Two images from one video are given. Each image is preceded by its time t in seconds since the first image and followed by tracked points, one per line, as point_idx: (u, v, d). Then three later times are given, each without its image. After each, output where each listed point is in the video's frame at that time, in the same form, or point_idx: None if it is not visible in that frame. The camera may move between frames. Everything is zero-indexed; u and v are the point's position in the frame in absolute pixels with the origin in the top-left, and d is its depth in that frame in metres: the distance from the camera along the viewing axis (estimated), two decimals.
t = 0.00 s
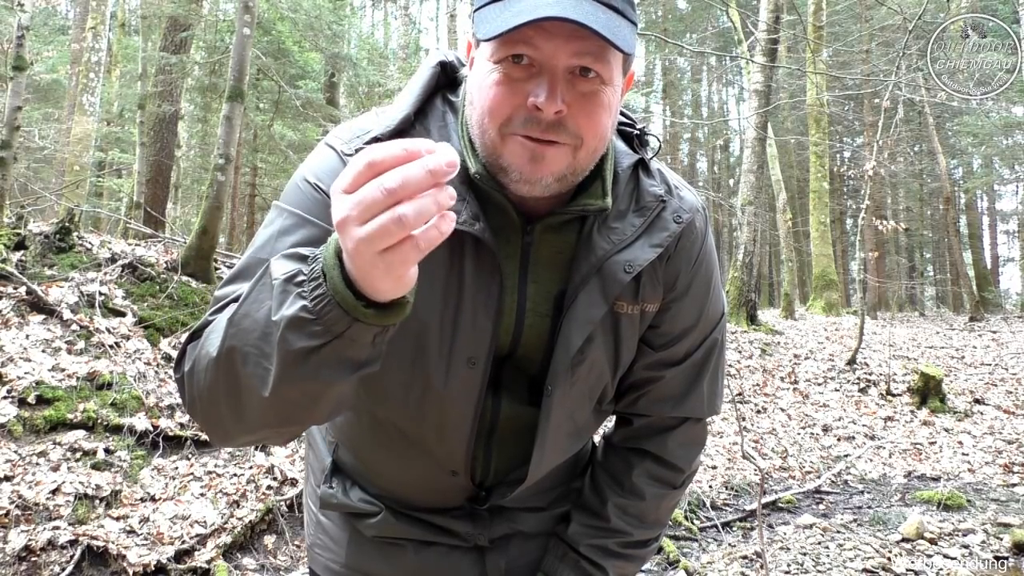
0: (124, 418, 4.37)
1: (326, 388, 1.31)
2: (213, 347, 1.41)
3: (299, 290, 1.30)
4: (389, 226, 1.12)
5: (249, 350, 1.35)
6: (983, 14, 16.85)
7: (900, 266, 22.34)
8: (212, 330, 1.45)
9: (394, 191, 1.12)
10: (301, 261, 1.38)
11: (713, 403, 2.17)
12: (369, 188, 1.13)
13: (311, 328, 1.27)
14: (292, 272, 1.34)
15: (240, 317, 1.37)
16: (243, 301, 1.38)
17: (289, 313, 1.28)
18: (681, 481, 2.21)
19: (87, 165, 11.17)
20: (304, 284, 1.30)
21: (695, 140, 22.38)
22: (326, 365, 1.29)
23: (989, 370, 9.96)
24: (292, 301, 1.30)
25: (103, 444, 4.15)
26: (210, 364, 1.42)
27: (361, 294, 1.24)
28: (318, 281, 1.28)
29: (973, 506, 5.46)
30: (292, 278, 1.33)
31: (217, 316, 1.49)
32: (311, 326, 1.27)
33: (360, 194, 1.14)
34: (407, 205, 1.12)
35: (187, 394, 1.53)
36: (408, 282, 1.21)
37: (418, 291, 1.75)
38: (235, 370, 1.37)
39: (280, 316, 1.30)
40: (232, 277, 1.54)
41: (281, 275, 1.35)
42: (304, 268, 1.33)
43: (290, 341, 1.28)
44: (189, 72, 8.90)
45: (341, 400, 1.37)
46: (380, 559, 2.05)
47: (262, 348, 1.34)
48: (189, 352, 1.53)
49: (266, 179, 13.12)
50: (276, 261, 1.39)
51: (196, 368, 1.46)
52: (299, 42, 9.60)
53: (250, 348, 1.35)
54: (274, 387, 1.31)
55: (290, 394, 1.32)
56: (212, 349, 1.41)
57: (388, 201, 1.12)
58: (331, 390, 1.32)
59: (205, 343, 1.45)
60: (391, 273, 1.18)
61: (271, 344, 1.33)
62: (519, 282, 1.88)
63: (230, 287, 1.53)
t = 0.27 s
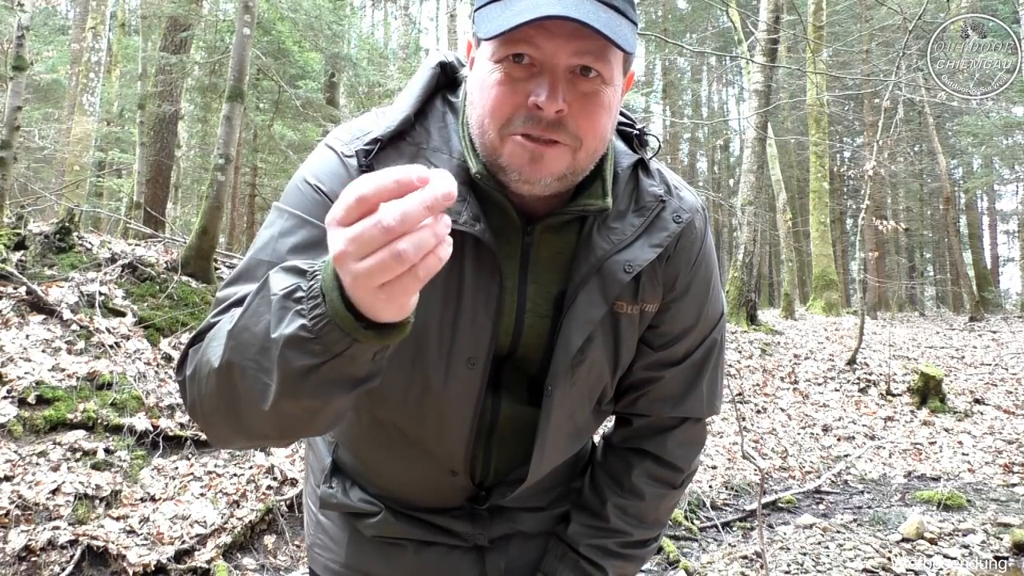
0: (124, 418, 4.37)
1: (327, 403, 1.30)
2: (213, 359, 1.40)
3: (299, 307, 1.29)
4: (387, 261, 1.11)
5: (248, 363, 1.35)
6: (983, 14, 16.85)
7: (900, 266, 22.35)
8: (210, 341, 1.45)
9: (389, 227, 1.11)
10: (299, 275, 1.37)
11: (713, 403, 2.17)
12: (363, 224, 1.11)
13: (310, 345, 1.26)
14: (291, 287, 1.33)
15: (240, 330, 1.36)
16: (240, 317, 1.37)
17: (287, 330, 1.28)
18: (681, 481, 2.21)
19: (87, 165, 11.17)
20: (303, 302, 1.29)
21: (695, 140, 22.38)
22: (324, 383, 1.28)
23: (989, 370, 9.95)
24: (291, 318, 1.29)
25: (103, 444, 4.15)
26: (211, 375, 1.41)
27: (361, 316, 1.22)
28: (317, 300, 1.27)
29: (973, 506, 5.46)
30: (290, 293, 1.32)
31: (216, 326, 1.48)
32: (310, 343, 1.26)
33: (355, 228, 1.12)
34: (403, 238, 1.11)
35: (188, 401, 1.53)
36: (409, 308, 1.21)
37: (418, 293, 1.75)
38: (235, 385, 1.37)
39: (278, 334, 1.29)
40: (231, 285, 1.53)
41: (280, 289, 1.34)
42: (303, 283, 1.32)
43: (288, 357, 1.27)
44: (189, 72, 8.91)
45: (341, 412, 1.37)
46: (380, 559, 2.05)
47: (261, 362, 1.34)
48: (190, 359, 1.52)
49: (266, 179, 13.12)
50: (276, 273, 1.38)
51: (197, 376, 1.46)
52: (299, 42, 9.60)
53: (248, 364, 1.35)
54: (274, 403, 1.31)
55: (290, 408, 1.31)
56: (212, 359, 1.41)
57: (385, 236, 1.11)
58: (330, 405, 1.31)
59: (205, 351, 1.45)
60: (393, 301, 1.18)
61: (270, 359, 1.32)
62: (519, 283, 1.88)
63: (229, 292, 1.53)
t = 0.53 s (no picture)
0: (124, 418, 4.37)
1: (327, 394, 1.30)
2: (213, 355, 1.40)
3: (299, 297, 1.30)
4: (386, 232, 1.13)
5: (250, 356, 1.35)
6: (983, 14, 16.85)
7: (900, 266, 22.36)
8: (210, 338, 1.45)
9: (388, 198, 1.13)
10: (301, 267, 1.38)
11: (713, 404, 2.17)
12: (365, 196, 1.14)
13: (311, 334, 1.26)
14: (291, 278, 1.33)
15: (241, 322, 1.36)
16: (241, 310, 1.37)
17: (288, 320, 1.28)
18: (681, 481, 2.21)
19: (87, 165, 11.16)
20: (303, 291, 1.30)
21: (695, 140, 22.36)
22: (325, 373, 1.28)
23: (989, 370, 9.95)
24: (292, 307, 1.29)
25: (103, 444, 4.15)
26: (210, 373, 1.41)
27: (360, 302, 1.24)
28: (318, 286, 1.27)
29: (973, 506, 5.46)
30: (291, 284, 1.32)
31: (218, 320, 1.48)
32: (311, 333, 1.26)
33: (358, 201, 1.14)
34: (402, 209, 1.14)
35: (188, 400, 1.53)
36: (408, 287, 1.21)
37: (417, 293, 1.75)
38: (235, 377, 1.37)
39: (279, 323, 1.29)
40: (230, 285, 1.53)
41: (281, 281, 1.34)
42: (304, 274, 1.33)
43: (288, 348, 1.27)
44: (189, 72, 8.90)
45: (341, 407, 1.37)
46: (379, 559, 2.05)
47: (262, 356, 1.33)
48: (191, 355, 1.52)
49: (266, 179, 13.11)
50: (277, 267, 1.39)
51: (197, 374, 1.46)
52: (299, 42, 9.60)
53: (249, 356, 1.35)
54: (274, 395, 1.30)
55: (290, 401, 1.31)
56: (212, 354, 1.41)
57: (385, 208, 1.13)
58: (330, 397, 1.31)
59: (206, 347, 1.45)
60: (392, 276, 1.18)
61: (271, 352, 1.32)
62: (518, 284, 1.88)
63: (231, 289, 1.53)
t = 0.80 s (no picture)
0: (124, 418, 4.37)
1: (320, 432, 1.30)
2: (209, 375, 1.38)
3: (290, 340, 1.26)
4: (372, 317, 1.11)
5: (243, 388, 1.33)
6: (983, 14, 16.86)
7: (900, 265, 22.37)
8: (207, 357, 1.42)
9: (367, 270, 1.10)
10: (291, 303, 1.31)
11: (712, 403, 2.17)
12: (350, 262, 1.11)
13: (302, 381, 1.24)
14: (281, 316, 1.28)
15: (235, 353, 1.34)
16: (233, 342, 1.34)
17: (278, 365, 1.25)
18: (680, 481, 2.21)
19: (87, 165, 11.15)
20: (294, 335, 1.25)
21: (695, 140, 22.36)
22: (317, 416, 1.27)
23: (989, 370, 9.95)
24: (283, 352, 1.25)
25: (102, 444, 4.14)
26: (205, 395, 1.40)
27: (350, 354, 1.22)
28: (308, 334, 1.23)
29: (973, 506, 5.46)
30: (282, 323, 1.27)
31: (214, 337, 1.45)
32: (302, 380, 1.24)
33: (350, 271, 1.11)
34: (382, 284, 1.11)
35: (185, 405, 1.52)
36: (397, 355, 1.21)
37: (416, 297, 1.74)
38: (229, 407, 1.36)
39: (270, 366, 1.26)
40: (229, 292, 1.52)
41: (271, 319, 1.28)
42: (295, 313, 1.27)
43: (280, 391, 1.25)
44: (189, 72, 8.90)
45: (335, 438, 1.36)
46: (379, 558, 2.05)
47: (255, 389, 1.32)
48: (189, 366, 1.51)
49: (266, 179, 13.11)
50: (267, 300, 1.32)
51: (193, 392, 1.45)
52: (299, 42, 9.59)
53: (242, 389, 1.33)
54: (268, 432, 1.30)
55: (284, 438, 1.31)
56: (207, 377, 1.39)
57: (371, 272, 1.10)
58: (324, 434, 1.31)
59: (201, 366, 1.42)
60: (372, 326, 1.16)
61: (263, 387, 1.30)
62: (517, 284, 1.88)
63: (232, 312, 1.45)
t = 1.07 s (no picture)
0: (124, 418, 4.37)
1: (320, 434, 1.31)
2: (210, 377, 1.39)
3: (291, 341, 1.25)
4: (375, 317, 1.11)
5: (244, 389, 1.33)
6: (983, 14, 16.86)
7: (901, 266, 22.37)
8: (208, 356, 1.42)
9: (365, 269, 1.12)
10: (292, 304, 1.30)
11: (713, 404, 2.17)
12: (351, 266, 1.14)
13: (302, 383, 1.24)
14: (282, 318, 1.27)
15: (236, 354, 1.34)
16: (233, 344, 1.33)
17: (279, 367, 1.25)
18: (680, 483, 2.21)
19: (87, 165, 11.15)
20: (295, 337, 1.25)
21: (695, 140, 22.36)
22: (318, 418, 1.28)
23: (989, 370, 9.95)
24: (283, 354, 1.25)
25: (103, 444, 4.15)
26: (205, 395, 1.40)
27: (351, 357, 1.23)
28: (309, 336, 1.23)
29: (973, 506, 5.46)
30: (283, 325, 1.26)
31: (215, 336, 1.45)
32: (303, 381, 1.24)
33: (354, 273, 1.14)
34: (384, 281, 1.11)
35: (184, 403, 1.52)
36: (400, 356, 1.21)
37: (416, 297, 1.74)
38: (229, 411, 1.36)
39: (270, 368, 1.26)
40: (229, 291, 1.52)
41: (272, 320, 1.28)
42: (296, 314, 1.26)
43: (281, 393, 1.26)
44: (189, 72, 8.90)
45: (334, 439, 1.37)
46: (378, 559, 2.05)
47: (256, 390, 1.32)
48: (189, 366, 1.51)
49: (266, 179, 13.11)
50: (268, 301, 1.32)
51: (193, 392, 1.45)
52: (299, 42, 9.58)
53: (243, 390, 1.33)
54: (268, 434, 1.31)
55: (284, 439, 1.32)
56: (208, 377, 1.39)
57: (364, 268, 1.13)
58: (323, 435, 1.32)
59: (201, 366, 1.42)
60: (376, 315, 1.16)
61: (264, 389, 1.30)
62: (517, 285, 1.88)
63: (231, 314, 1.46)
